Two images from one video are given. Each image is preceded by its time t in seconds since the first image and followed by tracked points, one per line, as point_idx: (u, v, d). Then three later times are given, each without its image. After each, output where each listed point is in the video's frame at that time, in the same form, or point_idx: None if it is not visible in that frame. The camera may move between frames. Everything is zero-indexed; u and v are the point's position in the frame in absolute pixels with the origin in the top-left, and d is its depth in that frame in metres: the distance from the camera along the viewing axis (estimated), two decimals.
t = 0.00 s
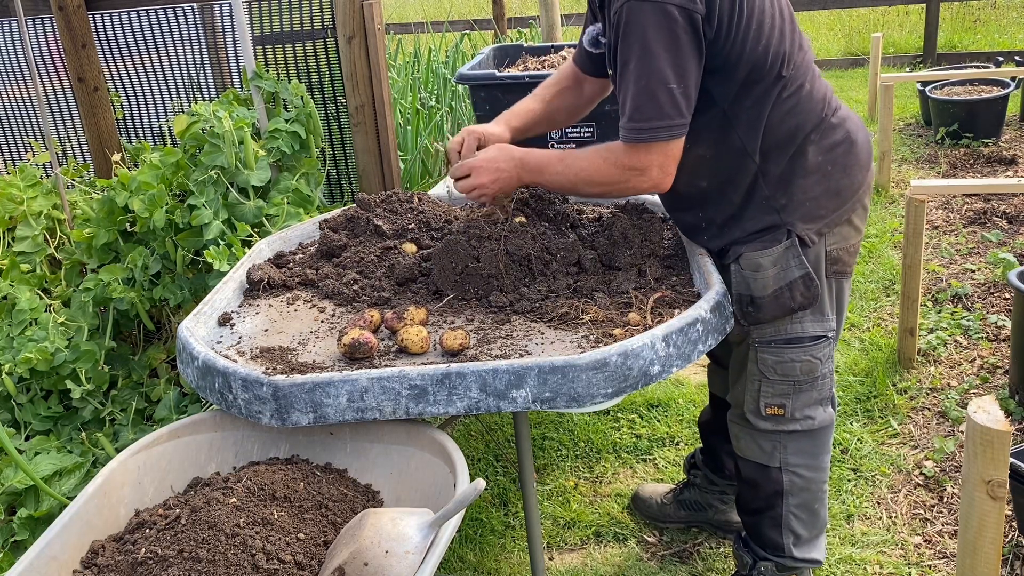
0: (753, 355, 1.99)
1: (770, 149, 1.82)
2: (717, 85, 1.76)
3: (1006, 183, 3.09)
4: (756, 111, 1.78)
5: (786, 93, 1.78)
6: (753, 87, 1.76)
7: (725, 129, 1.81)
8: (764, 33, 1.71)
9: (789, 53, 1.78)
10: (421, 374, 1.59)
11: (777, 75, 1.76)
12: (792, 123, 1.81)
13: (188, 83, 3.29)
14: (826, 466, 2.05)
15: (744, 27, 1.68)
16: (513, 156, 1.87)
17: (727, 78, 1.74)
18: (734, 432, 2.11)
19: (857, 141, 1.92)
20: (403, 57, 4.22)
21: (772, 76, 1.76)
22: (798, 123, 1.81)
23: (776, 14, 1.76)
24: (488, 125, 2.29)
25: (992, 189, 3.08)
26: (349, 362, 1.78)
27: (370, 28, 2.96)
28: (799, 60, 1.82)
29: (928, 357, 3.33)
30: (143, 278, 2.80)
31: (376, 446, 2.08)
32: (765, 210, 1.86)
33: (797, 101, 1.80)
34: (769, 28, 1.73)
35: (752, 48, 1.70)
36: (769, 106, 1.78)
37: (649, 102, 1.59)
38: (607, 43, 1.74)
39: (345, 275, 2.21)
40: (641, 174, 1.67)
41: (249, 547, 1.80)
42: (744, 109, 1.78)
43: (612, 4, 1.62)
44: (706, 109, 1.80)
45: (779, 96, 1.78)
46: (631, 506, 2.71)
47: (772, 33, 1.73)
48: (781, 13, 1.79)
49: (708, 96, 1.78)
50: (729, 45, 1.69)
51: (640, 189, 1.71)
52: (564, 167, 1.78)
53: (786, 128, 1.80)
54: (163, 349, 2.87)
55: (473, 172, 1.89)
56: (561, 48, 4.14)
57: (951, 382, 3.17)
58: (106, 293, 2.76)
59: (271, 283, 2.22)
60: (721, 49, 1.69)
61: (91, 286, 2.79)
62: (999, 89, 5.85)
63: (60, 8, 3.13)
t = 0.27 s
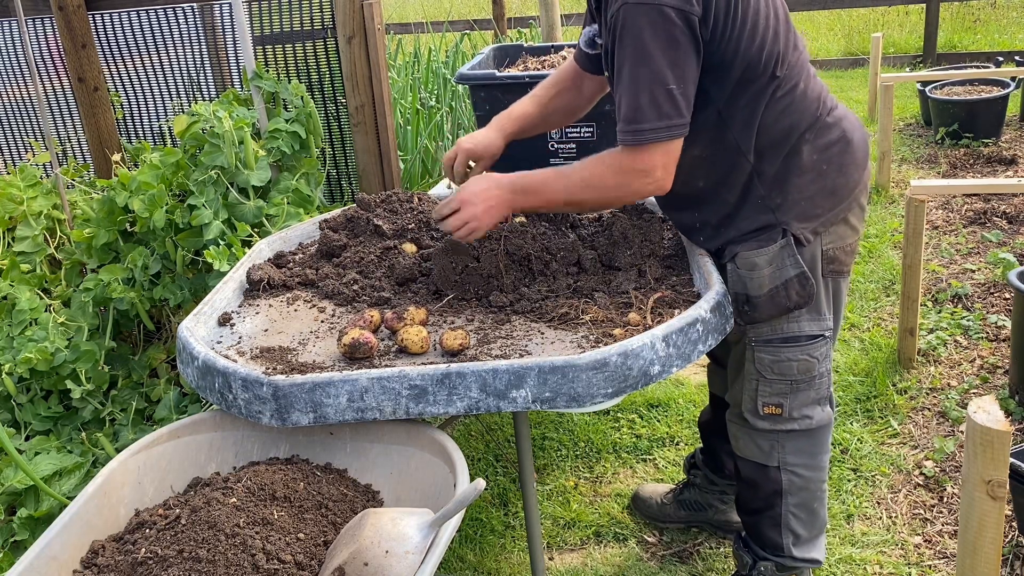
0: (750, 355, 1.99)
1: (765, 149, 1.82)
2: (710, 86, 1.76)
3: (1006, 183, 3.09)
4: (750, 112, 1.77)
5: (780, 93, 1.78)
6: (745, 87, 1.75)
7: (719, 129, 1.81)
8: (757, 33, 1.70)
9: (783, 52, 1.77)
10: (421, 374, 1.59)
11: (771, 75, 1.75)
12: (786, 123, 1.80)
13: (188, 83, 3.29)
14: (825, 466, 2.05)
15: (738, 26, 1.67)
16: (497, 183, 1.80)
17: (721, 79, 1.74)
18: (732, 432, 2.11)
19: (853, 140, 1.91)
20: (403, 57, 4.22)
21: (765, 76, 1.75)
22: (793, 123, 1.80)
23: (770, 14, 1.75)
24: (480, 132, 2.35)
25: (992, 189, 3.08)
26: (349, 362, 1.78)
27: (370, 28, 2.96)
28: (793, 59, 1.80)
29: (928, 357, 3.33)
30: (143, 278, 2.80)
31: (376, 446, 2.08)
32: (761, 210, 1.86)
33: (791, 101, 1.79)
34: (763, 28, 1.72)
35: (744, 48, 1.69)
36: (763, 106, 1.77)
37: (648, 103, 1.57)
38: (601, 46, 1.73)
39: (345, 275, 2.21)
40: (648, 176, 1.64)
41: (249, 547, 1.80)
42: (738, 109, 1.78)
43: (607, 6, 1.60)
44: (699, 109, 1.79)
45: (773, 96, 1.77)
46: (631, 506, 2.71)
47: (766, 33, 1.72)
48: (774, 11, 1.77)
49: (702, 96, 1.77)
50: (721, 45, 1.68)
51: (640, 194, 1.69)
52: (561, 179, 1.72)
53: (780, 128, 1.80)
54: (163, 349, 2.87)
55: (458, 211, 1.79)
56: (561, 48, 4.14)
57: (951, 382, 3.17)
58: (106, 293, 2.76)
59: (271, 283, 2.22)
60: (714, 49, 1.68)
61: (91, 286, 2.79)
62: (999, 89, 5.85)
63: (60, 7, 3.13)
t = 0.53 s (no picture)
0: (751, 353, 1.99)
1: (763, 148, 1.82)
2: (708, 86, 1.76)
3: (1006, 183, 3.09)
4: (746, 112, 1.78)
5: (775, 94, 1.78)
6: (742, 87, 1.76)
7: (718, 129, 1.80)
8: (752, 34, 1.71)
9: (778, 52, 1.78)
10: (421, 374, 1.59)
11: (767, 75, 1.76)
12: (783, 122, 1.80)
13: (188, 83, 3.29)
14: (826, 464, 2.05)
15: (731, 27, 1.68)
16: (474, 250, 1.71)
17: (716, 80, 1.74)
18: (733, 430, 2.10)
19: (850, 139, 1.91)
20: (403, 57, 4.22)
21: (761, 76, 1.76)
22: (789, 122, 1.81)
23: (763, 15, 1.76)
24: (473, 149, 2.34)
25: (992, 189, 3.08)
26: (349, 362, 1.78)
27: (370, 28, 2.96)
28: (788, 59, 1.82)
29: (928, 357, 3.33)
30: (143, 278, 2.80)
31: (376, 446, 2.08)
32: (758, 208, 1.86)
33: (787, 100, 1.80)
34: (757, 29, 1.72)
35: (738, 48, 1.70)
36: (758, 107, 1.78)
37: (635, 106, 1.54)
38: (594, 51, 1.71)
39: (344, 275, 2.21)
40: (627, 183, 1.61)
41: (249, 547, 1.80)
42: (735, 110, 1.78)
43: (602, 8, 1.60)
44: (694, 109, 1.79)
45: (770, 95, 1.78)
46: (631, 506, 2.71)
47: (760, 34, 1.73)
48: (767, 12, 1.78)
49: (698, 96, 1.77)
50: (717, 46, 1.68)
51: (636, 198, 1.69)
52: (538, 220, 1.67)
53: (778, 127, 1.80)
54: (163, 349, 2.87)
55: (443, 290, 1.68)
56: (561, 48, 4.14)
57: (951, 382, 3.17)
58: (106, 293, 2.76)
59: (271, 283, 2.22)
60: (708, 50, 1.69)
61: (91, 286, 2.79)
62: (999, 89, 5.85)
63: (60, 7, 3.13)
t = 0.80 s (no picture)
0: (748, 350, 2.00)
1: (754, 145, 1.82)
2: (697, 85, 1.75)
3: (1006, 183, 3.09)
4: (736, 111, 1.78)
5: (764, 91, 1.79)
6: (732, 84, 1.76)
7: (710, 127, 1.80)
8: (738, 32, 1.71)
9: (765, 49, 1.77)
10: (421, 374, 1.59)
11: (755, 72, 1.76)
12: (772, 119, 1.81)
13: (188, 83, 3.29)
14: (825, 460, 2.05)
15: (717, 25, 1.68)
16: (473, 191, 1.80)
17: (704, 79, 1.74)
18: (733, 427, 2.11)
19: (840, 134, 1.92)
20: (403, 57, 4.22)
21: (748, 74, 1.75)
22: (778, 119, 1.81)
23: (749, 12, 1.75)
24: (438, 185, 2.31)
25: (992, 189, 3.08)
26: (349, 362, 1.78)
27: (370, 28, 2.96)
28: (775, 55, 1.81)
29: (928, 356, 3.33)
30: (143, 278, 2.80)
31: (376, 446, 2.08)
32: (750, 205, 1.87)
33: (776, 96, 1.80)
34: (743, 26, 1.72)
35: (725, 46, 1.70)
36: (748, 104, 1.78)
37: (626, 102, 1.54)
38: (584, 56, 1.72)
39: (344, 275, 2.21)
40: (609, 175, 1.61)
41: (249, 547, 1.80)
42: (726, 107, 1.78)
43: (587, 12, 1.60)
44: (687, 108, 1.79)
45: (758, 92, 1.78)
46: (631, 506, 2.71)
47: (746, 32, 1.73)
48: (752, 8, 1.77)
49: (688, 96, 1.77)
50: (704, 43, 1.68)
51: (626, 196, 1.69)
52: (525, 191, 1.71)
53: (768, 124, 1.81)
54: (163, 349, 2.87)
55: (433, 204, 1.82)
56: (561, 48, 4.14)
57: (951, 382, 3.17)
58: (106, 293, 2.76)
59: (271, 283, 2.22)
60: (695, 49, 1.68)
61: (91, 286, 2.79)
62: (999, 90, 5.85)
63: (60, 7, 3.13)
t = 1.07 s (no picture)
0: (739, 345, 2.00)
1: (729, 147, 1.81)
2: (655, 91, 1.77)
3: (1006, 183, 3.09)
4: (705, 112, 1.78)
5: (736, 91, 1.77)
6: (693, 89, 1.76)
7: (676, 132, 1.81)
8: (695, 38, 1.71)
9: (732, 52, 1.76)
10: (421, 374, 1.59)
11: (720, 75, 1.75)
12: (746, 119, 1.79)
13: (188, 83, 3.29)
14: (820, 454, 2.05)
15: (677, 27, 1.68)
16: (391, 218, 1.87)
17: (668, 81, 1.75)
18: (730, 423, 2.12)
19: (824, 132, 1.89)
20: (403, 57, 4.22)
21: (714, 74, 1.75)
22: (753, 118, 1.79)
23: (715, 13, 1.75)
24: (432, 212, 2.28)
25: (992, 189, 3.08)
26: (349, 362, 1.78)
27: (370, 28, 2.96)
28: (748, 56, 1.79)
29: (928, 357, 3.33)
30: (143, 278, 2.80)
31: (377, 446, 2.08)
32: (734, 203, 1.87)
33: (750, 97, 1.79)
34: (705, 27, 1.72)
35: (680, 53, 1.71)
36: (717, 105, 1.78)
37: (528, 95, 1.63)
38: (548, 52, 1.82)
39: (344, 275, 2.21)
40: (502, 163, 1.67)
41: (249, 547, 1.80)
42: (690, 112, 1.78)
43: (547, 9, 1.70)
44: (651, 114, 1.81)
45: (727, 95, 1.77)
46: (631, 506, 2.71)
47: (710, 33, 1.73)
48: (720, 11, 1.76)
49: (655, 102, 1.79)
50: (653, 51, 1.70)
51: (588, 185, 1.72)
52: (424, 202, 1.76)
53: (740, 126, 1.79)
54: (163, 349, 2.87)
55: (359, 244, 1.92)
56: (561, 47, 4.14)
57: (951, 382, 3.17)
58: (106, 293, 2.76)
59: (271, 283, 2.22)
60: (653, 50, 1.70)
61: (91, 286, 2.79)
62: (999, 90, 5.85)
63: (61, 7, 3.14)
